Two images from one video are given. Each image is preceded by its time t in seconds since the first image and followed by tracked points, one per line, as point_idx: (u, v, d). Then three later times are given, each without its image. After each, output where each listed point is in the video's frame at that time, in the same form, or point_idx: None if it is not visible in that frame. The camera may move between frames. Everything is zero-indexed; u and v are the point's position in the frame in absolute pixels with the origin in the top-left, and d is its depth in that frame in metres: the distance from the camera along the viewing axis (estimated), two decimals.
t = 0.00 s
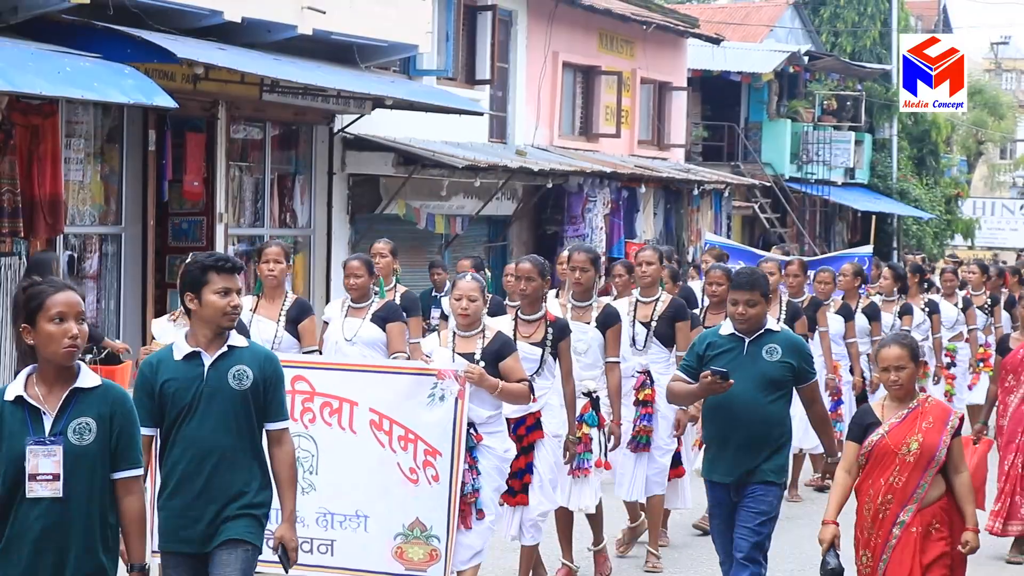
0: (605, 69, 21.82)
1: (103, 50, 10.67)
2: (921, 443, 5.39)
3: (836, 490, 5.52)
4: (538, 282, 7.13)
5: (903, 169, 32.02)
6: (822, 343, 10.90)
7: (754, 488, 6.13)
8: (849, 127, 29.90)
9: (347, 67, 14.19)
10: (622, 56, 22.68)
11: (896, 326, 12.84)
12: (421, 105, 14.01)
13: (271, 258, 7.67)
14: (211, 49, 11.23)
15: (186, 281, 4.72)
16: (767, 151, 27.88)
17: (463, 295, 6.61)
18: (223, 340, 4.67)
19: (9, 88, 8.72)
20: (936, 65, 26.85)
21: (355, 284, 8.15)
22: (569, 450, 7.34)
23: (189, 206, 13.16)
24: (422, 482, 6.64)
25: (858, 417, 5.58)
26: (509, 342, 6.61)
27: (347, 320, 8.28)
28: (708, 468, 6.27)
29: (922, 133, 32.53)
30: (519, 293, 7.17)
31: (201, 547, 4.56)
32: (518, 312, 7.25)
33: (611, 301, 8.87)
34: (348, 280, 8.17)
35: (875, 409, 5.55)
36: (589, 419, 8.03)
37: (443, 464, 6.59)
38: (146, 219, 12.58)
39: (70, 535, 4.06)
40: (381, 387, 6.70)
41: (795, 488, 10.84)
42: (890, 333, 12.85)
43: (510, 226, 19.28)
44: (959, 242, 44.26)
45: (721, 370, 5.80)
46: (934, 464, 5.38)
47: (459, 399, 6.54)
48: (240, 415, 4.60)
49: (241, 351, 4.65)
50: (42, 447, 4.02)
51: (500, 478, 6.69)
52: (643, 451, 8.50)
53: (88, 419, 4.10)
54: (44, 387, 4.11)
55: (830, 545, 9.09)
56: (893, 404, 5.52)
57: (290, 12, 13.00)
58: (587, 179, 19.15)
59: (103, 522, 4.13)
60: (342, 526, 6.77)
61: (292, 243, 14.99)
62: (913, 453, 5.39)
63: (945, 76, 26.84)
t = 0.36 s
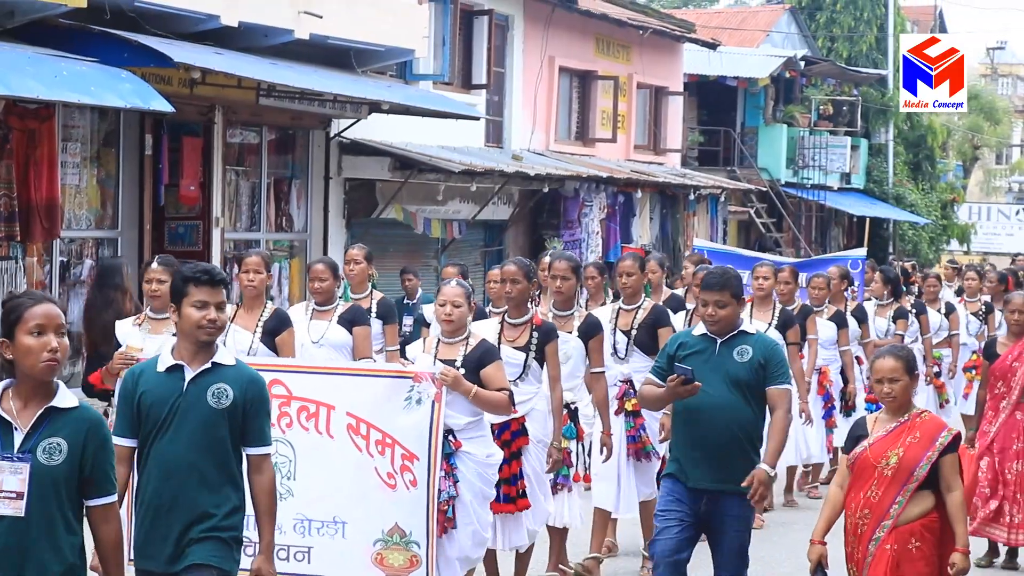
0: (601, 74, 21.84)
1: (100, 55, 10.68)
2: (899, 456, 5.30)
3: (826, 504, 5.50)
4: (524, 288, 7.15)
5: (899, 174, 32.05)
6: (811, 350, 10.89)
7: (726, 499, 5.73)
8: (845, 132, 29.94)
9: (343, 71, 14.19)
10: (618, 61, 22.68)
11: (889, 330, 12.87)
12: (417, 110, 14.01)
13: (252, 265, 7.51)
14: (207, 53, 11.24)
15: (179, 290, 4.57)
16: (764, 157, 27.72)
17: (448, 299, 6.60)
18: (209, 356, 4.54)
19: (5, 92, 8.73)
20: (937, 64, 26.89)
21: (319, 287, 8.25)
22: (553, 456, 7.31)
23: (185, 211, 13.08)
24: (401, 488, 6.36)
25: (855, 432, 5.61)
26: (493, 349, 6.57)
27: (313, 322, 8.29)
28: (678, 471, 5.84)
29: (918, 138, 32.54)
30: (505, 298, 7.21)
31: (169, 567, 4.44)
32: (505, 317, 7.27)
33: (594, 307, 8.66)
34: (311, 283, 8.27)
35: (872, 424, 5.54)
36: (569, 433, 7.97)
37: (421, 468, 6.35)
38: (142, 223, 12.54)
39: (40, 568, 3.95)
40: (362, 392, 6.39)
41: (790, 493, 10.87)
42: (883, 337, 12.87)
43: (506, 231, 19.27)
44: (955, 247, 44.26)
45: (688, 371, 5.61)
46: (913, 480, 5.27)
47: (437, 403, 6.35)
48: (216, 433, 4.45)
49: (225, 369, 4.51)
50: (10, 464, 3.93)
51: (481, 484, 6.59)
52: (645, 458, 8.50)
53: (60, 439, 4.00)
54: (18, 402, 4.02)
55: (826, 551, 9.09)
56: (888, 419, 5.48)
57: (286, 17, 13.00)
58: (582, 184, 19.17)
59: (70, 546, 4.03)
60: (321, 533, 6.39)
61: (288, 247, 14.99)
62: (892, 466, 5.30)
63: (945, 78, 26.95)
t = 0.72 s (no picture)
0: (603, 80, 21.84)
1: (104, 59, 10.67)
2: (893, 467, 5.40)
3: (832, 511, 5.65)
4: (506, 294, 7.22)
5: (901, 180, 32.04)
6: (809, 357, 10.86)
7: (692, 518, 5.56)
8: (847, 138, 29.96)
9: (346, 76, 14.20)
10: (621, 66, 22.67)
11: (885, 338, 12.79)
12: (421, 114, 14.00)
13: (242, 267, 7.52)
14: (210, 57, 11.23)
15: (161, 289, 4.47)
16: (767, 163, 27.75)
17: (430, 308, 6.56)
18: (202, 354, 4.42)
19: (8, 96, 8.72)
20: (937, 65, 26.94)
21: (305, 296, 8.34)
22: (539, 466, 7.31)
23: (189, 214, 13.02)
24: (380, 503, 6.50)
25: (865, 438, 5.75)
26: (476, 358, 6.58)
27: (298, 330, 8.42)
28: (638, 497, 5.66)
29: (920, 144, 32.51)
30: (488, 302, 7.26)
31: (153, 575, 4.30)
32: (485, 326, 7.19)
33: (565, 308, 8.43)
34: (297, 292, 8.35)
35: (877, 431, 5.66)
36: (560, 437, 7.94)
37: (401, 482, 6.49)
38: (145, 227, 12.56)
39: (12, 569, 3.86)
40: (342, 402, 6.56)
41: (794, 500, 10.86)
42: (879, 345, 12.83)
43: (509, 236, 19.27)
44: (958, 254, 44.23)
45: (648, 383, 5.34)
46: (907, 491, 5.37)
47: (417, 415, 6.49)
48: (202, 436, 4.33)
49: (213, 370, 4.39)
50: None
51: (471, 498, 6.66)
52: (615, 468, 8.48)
53: (41, 448, 3.90)
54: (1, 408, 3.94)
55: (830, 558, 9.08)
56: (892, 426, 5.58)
57: (289, 21, 13.00)
58: (586, 190, 19.18)
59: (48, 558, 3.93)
60: (299, 546, 6.49)
61: (291, 252, 14.98)
62: (886, 477, 5.41)
63: (946, 78, 26.94)
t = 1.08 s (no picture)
0: (612, 82, 21.83)
1: (113, 62, 10.69)
2: (878, 477, 5.39)
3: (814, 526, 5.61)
4: (488, 296, 7.10)
5: (909, 182, 32.02)
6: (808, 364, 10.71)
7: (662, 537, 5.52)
8: (855, 141, 29.94)
9: (355, 79, 14.20)
10: (629, 69, 22.66)
11: (888, 341, 12.66)
12: (429, 117, 14.01)
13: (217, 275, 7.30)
14: (220, 60, 11.24)
15: (138, 296, 4.34)
16: (774, 164, 27.93)
17: (410, 306, 6.52)
18: (178, 364, 4.27)
19: (19, 99, 8.73)
20: (936, 65, 26.90)
21: (298, 296, 8.01)
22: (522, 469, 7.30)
23: (198, 217, 13.07)
24: (363, 502, 6.34)
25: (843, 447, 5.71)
26: (458, 357, 6.55)
27: (291, 332, 8.04)
28: (614, 516, 5.62)
29: (929, 146, 32.46)
30: (467, 304, 7.14)
31: None
32: (468, 324, 7.21)
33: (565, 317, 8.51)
34: (291, 293, 8.03)
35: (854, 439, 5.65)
36: (553, 447, 7.96)
37: (385, 481, 6.33)
38: (154, 230, 12.56)
39: None
40: (323, 402, 6.36)
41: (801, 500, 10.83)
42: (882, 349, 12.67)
43: (517, 238, 19.29)
44: (967, 255, 44.18)
45: (633, 398, 5.17)
46: (892, 501, 5.36)
47: (400, 412, 6.33)
48: (184, 448, 4.20)
49: (191, 380, 4.25)
50: None
51: (450, 499, 6.62)
52: (601, 475, 8.28)
53: None
54: None
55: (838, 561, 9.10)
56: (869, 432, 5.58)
57: (298, 24, 13.02)
58: (594, 192, 19.20)
59: None
60: (286, 548, 6.35)
61: (300, 254, 14.99)
62: (870, 488, 5.40)
63: (946, 78, 26.94)
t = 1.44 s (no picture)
0: (612, 83, 21.83)
1: (113, 64, 10.68)
2: (844, 469, 5.21)
3: (769, 522, 5.40)
4: (476, 307, 7.00)
5: (909, 184, 32.00)
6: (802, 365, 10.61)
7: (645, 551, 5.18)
8: (855, 141, 29.93)
9: (355, 80, 14.20)
10: (629, 70, 22.67)
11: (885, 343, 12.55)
12: (428, 118, 13.99)
13: (175, 272, 7.22)
14: (219, 61, 11.24)
15: (77, 299, 4.29)
16: (773, 165, 27.90)
17: (392, 311, 6.25)
18: (128, 361, 4.26)
19: (19, 101, 8.74)
20: (936, 64, 26.89)
21: (265, 301, 7.87)
22: (502, 479, 7.24)
23: (198, 218, 13.15)
24: (339, 515, 6.30)
25: (792, 441, 5.50)
26: (442, 363, 6.30)
27: (258, 339, 7.91)
28: (589, 523, 5.25)
29: (929, 147, 32.43)
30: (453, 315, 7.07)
31: None
32: (451, 331, 7.13)
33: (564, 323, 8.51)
34: (259, 297, 7.89)
35: (809, 433, 5.46)
36: (528, 444, 7.97)
37: (361, 494, 6.26)
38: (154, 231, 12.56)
39: None
40: (301, 413, 6.39)
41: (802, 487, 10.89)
42: (878, 352, 12.55)
43: (517, 240, 19.25)
44: (967, 257, 44.17)
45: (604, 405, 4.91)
46: (860, 493, 5.18)
47: (381, 423, 6.21)
48: (150, 445, 4.23)
49: (145, 376, 4.26)
50: None
51: (432, 512, 6.37)
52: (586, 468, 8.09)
53: None
54: None
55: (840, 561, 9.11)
56: (826, 427, 5.42)
57: (298, 25, 13.02)
58: (594, 194, 19.23)
59: None
60: (256, 561, 6.40)
61: (299, 256, 15.00)
62: (837, 481, 5.21)
63: (945, 78, 26.93)
